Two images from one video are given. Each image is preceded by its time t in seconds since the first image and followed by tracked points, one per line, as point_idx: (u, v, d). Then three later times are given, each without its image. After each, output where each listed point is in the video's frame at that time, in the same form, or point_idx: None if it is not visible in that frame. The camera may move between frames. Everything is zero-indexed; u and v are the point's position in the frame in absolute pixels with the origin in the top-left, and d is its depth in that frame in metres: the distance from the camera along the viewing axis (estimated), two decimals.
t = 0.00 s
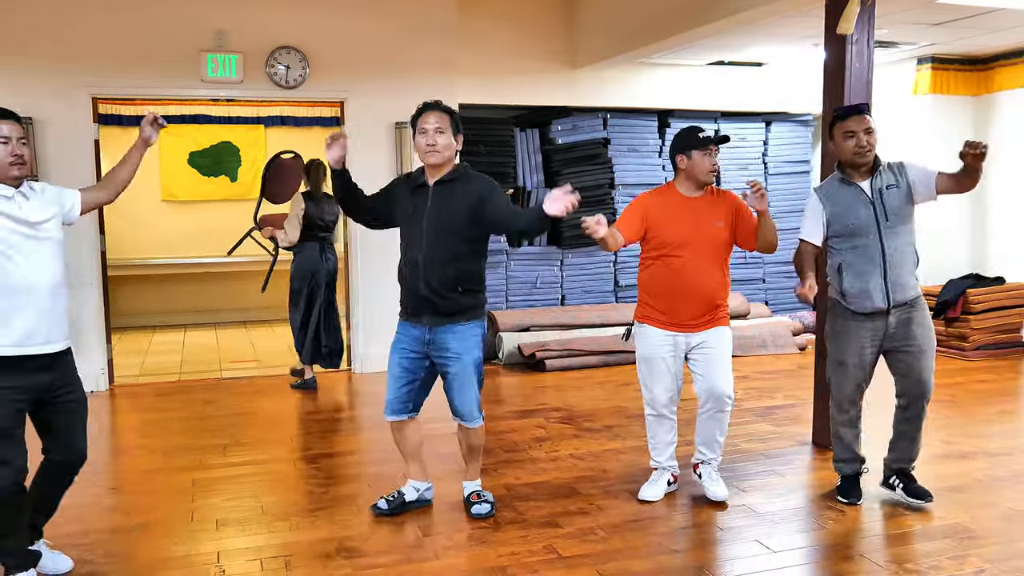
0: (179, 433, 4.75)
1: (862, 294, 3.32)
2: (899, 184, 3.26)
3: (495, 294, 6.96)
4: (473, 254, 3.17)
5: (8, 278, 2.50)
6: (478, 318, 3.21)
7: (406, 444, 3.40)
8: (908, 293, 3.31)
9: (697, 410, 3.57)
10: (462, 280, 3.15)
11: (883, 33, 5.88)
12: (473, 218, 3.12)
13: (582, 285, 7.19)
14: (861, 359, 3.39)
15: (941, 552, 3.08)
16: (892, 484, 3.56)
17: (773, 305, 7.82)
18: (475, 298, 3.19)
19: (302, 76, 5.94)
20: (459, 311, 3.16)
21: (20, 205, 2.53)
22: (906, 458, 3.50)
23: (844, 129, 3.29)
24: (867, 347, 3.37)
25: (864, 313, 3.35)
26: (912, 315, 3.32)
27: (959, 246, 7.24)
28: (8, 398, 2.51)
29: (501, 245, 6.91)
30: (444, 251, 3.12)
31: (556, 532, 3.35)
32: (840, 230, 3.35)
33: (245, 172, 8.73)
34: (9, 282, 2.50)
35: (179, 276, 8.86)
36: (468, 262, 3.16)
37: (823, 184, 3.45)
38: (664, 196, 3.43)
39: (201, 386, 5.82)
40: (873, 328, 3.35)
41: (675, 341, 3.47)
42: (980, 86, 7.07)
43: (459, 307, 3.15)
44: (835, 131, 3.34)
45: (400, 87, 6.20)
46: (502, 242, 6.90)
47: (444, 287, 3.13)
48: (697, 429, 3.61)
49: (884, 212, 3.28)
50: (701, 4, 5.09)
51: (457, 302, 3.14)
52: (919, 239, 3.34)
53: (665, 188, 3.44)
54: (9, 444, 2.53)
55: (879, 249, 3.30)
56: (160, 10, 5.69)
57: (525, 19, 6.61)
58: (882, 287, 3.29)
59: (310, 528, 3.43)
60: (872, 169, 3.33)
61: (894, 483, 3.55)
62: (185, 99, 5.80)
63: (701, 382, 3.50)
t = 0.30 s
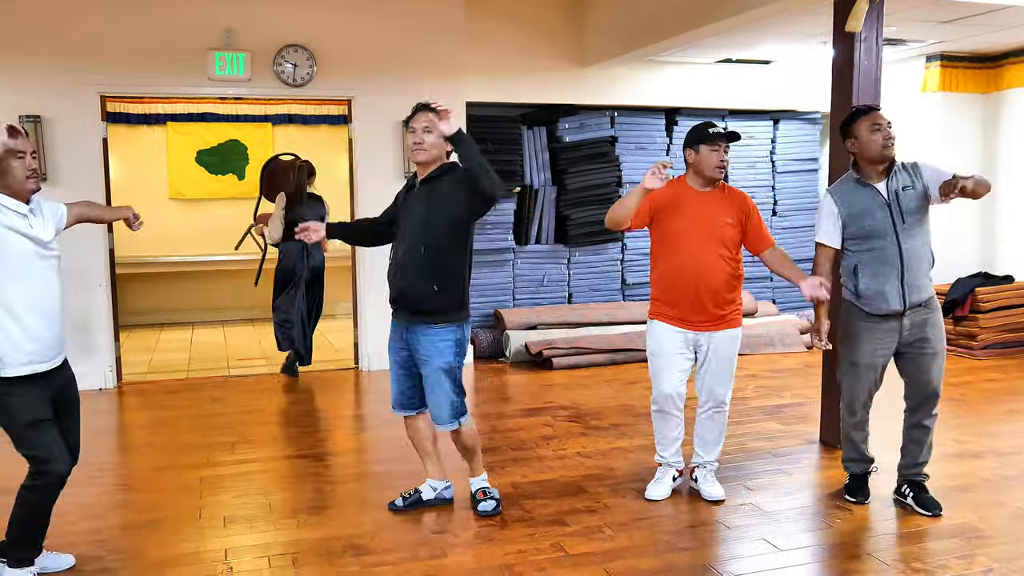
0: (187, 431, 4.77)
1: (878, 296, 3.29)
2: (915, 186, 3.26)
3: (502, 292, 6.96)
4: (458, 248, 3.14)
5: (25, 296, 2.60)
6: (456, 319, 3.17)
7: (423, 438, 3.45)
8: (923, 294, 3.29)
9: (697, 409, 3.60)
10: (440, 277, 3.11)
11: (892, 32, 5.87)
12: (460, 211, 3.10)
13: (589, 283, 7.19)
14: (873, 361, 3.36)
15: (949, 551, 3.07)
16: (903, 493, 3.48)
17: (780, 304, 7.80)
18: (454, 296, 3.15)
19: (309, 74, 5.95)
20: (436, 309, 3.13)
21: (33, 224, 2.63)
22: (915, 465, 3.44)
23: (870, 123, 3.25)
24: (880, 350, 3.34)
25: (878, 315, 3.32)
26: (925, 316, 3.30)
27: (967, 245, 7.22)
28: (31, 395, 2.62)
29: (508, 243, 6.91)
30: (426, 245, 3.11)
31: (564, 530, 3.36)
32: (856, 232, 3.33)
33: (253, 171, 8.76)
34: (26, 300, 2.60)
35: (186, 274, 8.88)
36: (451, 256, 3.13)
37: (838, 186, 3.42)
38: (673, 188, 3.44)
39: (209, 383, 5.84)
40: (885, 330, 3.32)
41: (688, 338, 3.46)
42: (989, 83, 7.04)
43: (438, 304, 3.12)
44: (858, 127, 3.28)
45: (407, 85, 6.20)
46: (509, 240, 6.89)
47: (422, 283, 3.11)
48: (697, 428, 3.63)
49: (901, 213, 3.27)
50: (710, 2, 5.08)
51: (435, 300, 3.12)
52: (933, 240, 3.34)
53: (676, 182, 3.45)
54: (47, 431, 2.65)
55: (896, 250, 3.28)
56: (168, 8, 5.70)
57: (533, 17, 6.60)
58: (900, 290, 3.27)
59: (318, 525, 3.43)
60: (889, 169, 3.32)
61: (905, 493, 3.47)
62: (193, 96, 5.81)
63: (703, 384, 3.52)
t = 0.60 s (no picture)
0: (198, 427, 4.79)
1: (902, 295, 3.27)
2: (947, 186, 3.24)
3: (512, 290, 6.96)
4: (446, 245, 3.12)
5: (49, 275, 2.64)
6: (446, 315, 3.13)
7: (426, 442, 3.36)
8: (947, 292, 3.28)
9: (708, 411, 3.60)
10: (428, 273, 3.10)
11: (904, 28, 5.83)
12: (442, 208, 3.08)
13: (600, 280, 7.18)
14: (897, 360, 3.35)
15: (961, 551, 3.06)
16: (959, 488, 3.49)
17: (792, 302, 7.76)
18: (443, 292, 3.12)
19: (320, 72, 5.96)
20: (424, 306, 3.12)
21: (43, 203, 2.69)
22: (969, 462, 3.43)
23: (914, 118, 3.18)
24: (905, 348, 3.33)
25: (902, 314, 3.30)
26: (951, 315, 3.30)
27: (980, 243, 7.18)
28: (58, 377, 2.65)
29: (518, 240, 6.91)
30: (412, 241, 3.11)
31: (574, 528, 3.36)
32: (884, 228, 3.27)
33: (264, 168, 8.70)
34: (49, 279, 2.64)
35: (198, 272, 8.92)
36: (438, 252, 3.10)
37: (866, 178, 3.34)
38: (674, 187, 3.44)
39: (220, 380, 5.87)
40: (911, 329, 3.31)
41: (693, 336, 3.45)
42: (1002, 80, 6.99)
43: (427, 300, 3.11)
44: (898, 120, 3.21)
45: (418, 83, 6.21)
46: (519, 238, 6.90)
47: (411, 279, 3.12)
48: (708, 431, 3.63)
49: (930, 211, 3.22)
50: None
51: (423, 296, 3.11)
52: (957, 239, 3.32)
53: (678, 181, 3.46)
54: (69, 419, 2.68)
55: (923, 249, 3.24)
56: (180, 6, 5.73)
57: (542, 14, 6.59)
58: (925, 289, 3.25)
59: (328, 522, 3.45)
60: (921, 166, 3.27)
61: (960, 488, 3.47)
62: (205, 94, 5.84)
63: (714, 384, 3.51)
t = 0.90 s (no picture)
0: (225, 424, 4.83)
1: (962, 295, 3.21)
2: None
3: (536, 289, 6.96)
4: (447, 247, 3.09)
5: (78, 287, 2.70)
6: (449, 315, 3.14)
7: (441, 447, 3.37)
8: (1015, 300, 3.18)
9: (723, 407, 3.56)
10: (429, 274, 3.12)
11: (934, 25, 5.77)
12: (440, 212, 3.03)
13: (625, 280, 7.15)
14: (952, 361, 3.27)
15: (991, 555, 3.02)
16: (1000, 497, 3.43)
17: (818, 302, 7.69)
18: (444, 292, 3.12)
19: (346, 71, 5.98)
20: (427, 306, 3.15)
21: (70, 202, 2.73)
22: (1012, 470, 3.37)
23: (987, 116, 3.13)
24: (963, 350, 3.26)
25: (963, 315, 3.23)
26: (1017, 324, 3.19)
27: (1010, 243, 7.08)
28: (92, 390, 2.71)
29: (542, 239, 6.90)
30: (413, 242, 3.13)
31: (598, 527, 3.35)
32: (954, 223, 3.20)
33: (290, 168, 8.61)
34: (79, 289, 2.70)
35: (224, 271, 8.99)
36: (438, 254, 3.09)
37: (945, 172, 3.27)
38: (674, 187, 3.40)
39: (246, 378, 5.91)
40: (970, 331, 3.24)
41: (703, 337, 3.43)
42: None
43: (432, 300, 3.13)
44: (972, 119, 3.18)
45: (442, 82, 6.22)
46: (543, 237, 6.89)
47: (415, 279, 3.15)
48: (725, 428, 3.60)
49: (1003, 211, 3.15)
50: None
51: (425, 297, 3.13)
52: None
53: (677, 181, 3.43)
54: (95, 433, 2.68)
55: (989, 248, 3.16)
56: (208, 6, 5.77)
57: (567, 13, 6.56)
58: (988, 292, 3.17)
59: (353, 519, 3.46)
60: (1001, 167, 3.20)
61: (1001, 496, 3.42)
62: (232, 94, 5.88)
63: (727, 382, 3.49)
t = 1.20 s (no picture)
0: (260, 421, 4.88)
1: None
2: None
3: (569, 288, 6.95)
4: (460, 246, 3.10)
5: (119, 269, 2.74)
6: (464, 315, 3.14)
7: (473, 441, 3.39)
8: None
9: (755, 402, 3.47)
10: (446, 273, 3.14)
11: (975, 21, 5.67)
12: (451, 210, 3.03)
13: (658, 280, 7.12)
14: None
15: None
16: None
17: (855, 303, 7.60)
18: (461, 290, 3.13)
19: (380, 71, 6.02)
20: (446, 304, 3.17)
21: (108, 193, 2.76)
22: None
23: None
24: None
25: None
26: None
27: None
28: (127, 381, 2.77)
29: (575, 238, 6.89)
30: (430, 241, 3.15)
31: (631, 528, 3.33)
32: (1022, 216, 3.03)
33: (325, 167, 8.84)
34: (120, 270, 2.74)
35: (260, 269, 9.08)
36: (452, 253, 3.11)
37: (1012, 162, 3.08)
38: (690, 194, 3.37)
39: (280, 375, 5.96)
40: None
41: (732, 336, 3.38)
42: None
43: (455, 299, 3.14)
44: None
45: (476, 82, 6.24)
46: (577, 236, 6.87)
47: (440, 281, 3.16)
48: (752, 425, 3.52)
49: None
50: None
51: (444, 294, 3.15)
52: None
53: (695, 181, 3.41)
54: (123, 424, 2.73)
55: None
56: (245, 7, 5.83)
57: (601, 11, 6.53)
58: None
59: (386, 516, 3.48)
60: None
61: None
62: (268, 94, 5.94)
63: (766, 376, 3.42)
